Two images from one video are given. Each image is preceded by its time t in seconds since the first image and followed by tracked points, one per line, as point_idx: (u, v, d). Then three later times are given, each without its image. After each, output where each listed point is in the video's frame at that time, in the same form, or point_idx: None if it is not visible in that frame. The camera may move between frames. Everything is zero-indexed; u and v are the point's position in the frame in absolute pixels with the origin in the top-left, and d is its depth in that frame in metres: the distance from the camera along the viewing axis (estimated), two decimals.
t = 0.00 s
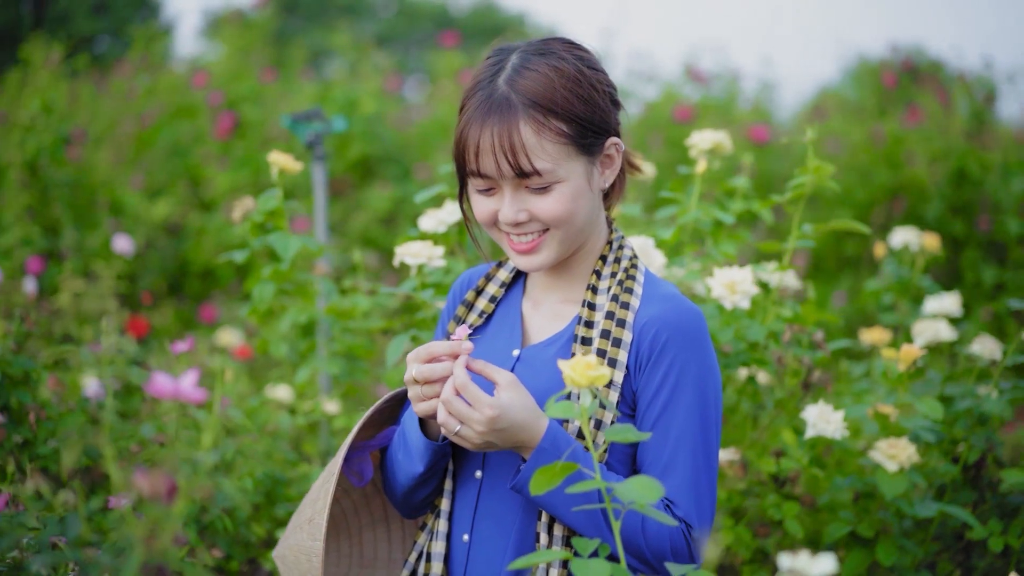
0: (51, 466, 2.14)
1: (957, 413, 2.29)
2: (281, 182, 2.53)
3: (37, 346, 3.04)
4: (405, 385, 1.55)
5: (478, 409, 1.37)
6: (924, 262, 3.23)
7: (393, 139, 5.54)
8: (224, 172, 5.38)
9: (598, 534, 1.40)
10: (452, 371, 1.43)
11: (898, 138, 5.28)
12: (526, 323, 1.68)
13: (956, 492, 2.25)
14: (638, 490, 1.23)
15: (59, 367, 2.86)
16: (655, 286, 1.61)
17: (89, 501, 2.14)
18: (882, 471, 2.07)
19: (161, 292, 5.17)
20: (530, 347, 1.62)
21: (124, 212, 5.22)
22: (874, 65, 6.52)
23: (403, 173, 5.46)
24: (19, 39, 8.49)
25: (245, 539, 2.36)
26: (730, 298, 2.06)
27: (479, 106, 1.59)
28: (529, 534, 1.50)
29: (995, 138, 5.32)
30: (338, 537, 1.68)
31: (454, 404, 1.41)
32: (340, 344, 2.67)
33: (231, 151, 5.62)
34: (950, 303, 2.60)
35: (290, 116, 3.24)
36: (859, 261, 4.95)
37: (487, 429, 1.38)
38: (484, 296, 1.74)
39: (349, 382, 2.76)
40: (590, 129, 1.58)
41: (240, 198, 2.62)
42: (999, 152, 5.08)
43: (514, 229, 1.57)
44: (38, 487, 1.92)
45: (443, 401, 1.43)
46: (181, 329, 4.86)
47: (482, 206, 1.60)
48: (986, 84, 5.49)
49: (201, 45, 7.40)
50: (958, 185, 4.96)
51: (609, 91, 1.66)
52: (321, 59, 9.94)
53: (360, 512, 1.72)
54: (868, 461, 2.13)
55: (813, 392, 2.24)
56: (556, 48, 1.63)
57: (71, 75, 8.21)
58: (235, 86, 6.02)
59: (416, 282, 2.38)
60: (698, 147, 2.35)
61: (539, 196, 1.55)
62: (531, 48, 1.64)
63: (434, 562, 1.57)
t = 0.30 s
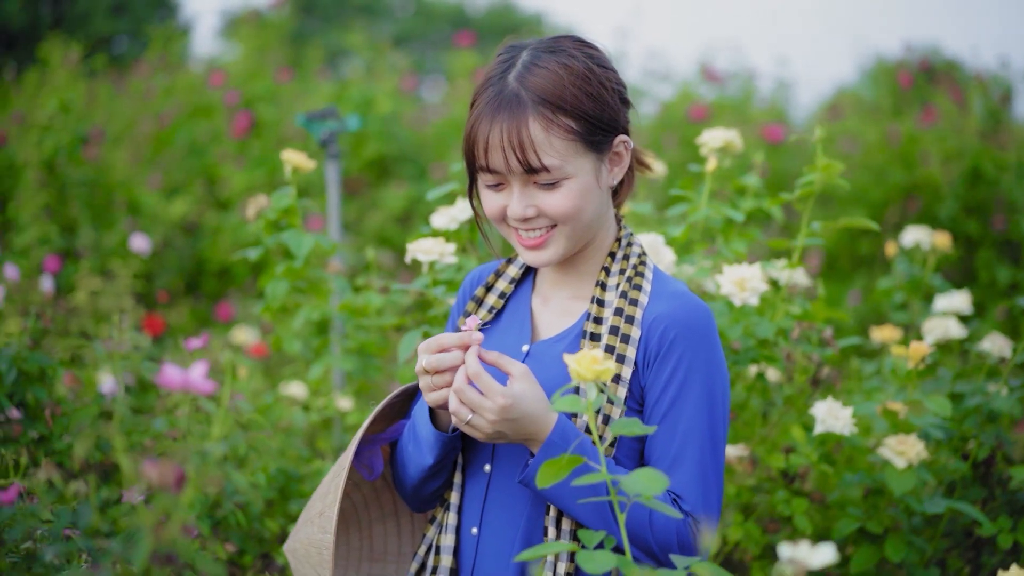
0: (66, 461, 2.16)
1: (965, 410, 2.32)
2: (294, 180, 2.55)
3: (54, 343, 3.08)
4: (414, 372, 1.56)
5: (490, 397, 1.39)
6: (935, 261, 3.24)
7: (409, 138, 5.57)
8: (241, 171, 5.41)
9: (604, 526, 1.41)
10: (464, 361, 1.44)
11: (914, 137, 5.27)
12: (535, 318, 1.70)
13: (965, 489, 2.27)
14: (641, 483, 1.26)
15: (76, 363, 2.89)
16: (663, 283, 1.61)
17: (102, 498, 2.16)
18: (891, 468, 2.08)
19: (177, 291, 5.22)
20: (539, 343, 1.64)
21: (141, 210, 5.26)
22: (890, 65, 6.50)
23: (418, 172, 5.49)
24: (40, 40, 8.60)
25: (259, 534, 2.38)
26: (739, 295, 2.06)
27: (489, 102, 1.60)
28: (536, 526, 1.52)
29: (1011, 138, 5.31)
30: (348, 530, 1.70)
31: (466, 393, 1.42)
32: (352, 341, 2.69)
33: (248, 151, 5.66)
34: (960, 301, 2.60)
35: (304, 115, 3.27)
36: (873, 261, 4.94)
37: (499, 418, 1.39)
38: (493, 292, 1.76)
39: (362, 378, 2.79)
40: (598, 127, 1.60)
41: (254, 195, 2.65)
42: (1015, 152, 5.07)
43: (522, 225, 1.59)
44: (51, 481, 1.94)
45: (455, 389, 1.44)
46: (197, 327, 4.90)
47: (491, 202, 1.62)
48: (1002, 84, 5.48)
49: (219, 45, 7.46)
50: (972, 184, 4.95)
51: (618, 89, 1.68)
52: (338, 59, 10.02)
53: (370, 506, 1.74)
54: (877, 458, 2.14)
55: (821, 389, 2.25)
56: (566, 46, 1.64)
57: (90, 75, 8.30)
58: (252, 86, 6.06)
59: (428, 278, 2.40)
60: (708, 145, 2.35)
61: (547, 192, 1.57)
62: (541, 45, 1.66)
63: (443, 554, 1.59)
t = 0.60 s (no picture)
0: (76, 455, 2.18)
1: (969, 406, 2.34)
2: (303, 177, 2.58)
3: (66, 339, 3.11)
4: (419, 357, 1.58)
5: (497, 387, 1.40)
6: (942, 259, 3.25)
7: (418, 138, 5.60)
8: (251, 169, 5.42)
9: (608, 517, 1.42)
10: (470, 350, 1.46)
11: (922, 136, 5.28)
12: (540, 313, 1.71)
13: (969, 484, 2.30)
14: (643, 474, 1.27)
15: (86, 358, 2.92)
16: (668, 278, 1.61)
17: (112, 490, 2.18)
18: (894, 463, 2.10)
19: (187, 289, 5.25)
20: (545, 337, 1.65)
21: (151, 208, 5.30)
22: (899, 65, 6.51)
23: (427, 171, 5.51)
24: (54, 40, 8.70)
25: (267, 529, 2.41)
26: (744, 291, 2.07)
27: (496, 97, 1.63)
28: (541, 517, 1.54)
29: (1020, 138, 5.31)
30: (354, 521, 1.73)
31: (473, 382, 1.44)
32: (361, 337, 2.70)
33: (257, 149, 5.69)
34: (965, 298, 2.62)
35: (313, 112, 3.29)
36: (881, 260, 4.95)
37: (505, 407, 1.41)
38: (499, 286, 1.77)
39: (370, 374, 2.82)
40: (603, 122, 1.62)
41: (263, 192, 2.67)
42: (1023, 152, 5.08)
43: (527, 219, 1.61)
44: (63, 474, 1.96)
45: (462, 377, 1.46)
46: (206, 324, 4.94)
47: (497, 196, 1.64)
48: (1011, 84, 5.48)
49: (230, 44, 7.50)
50: (980, 184, 4.95)
51: (624, 85, 1.70)
52: (349, 59, 10.08)
53: (376, 498, 1.76)
54: (881, 453, 2.16)
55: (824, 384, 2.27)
56: (572, 42, 1.66)
57: (102, 75, 8.37)
58: (261, 85, 6.09)
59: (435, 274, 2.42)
60: (713, 142, 2.36)
61: (552, 186, 1.58)
62: (548, 42, 1.68)
63: (449, 546, 1.61)
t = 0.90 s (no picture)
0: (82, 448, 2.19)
1: (965, 401, 2.36)
2: (306, 174, 2.60)
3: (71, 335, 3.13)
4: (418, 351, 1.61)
5: (499, 376, 1.43)
6: (940, 256, 3.27)
7: (421, 137, 5.63)
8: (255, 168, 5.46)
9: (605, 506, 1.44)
10: (472, 341, 1.48)
11: (922, 135, 5.31)
12: (540, 306, 1.72)
13: (965, 479, 2.32)
14: (639, 463, 1.29)
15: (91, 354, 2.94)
16: (666, 272, 1.62)
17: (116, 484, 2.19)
18: (889, 457, 2.13)
19: (192, 287, 5.28)
20: (544, 331, 1.67)
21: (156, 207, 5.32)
22: (900, 65, 6.53)
23: (430, 170, 5.54)
24: (60, 39, 8.77)
25: (270, 522, 2.43)
26: (741, 286, 2.11)
27: (497, 94, 1.65)
28: (539, 507, 1.57)
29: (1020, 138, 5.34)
30: (356, 513, 1.75)
31: (475, 370, 1.46)
32: (363, 333, 2.72)
33: (261, 148, 5.72)
34: (962, 295, 2.64)
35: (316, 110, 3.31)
36: (882, 259, 4.98)
37: (507, 396, 1.43)
38: (500, 280, 1.78)
39: (372, 369, 2.84)
40: (603, 118, 1.64)
41: (266, 189, 2.69)
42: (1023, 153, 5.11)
43: (527, 213, 1.63)
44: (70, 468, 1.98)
45: (464, 367, 1.49)
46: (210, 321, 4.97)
47: (497, 190, 1.66)
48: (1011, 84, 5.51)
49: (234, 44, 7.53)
50: (980, 184, 4.98)
51: (623, 83, 1.72)
52: (353, 58, 10.14)
53: (377, 490, 1.79)
54: (877, 447, 2.19)
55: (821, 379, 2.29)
56: (572, 40, 1.69)
57: (107, 75, 8.42)
58: (264, 84, 6.12)
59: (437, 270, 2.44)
60: (711, 140, 2.38)
61: (552, 181, 1.61)
62: (548, 39, 1.70)
63: (448, 536, 1.64)
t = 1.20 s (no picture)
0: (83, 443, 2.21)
1: (958, 397, 2.38)
2: (305, 171, 2.62)
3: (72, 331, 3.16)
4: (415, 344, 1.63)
5: (495, 369, 1.45)
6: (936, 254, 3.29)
7: (422, 136, 5.66)
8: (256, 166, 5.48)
9: (598, 496, 1.45)
10: (468, 334, 1.50)
11: (921, 135, 5.33)
12: (535, 301, 1.74)
13: (959, 474, 2.35)
14: (629, 453, 1.31)
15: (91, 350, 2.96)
16: (660, 267, 1.63)
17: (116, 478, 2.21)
18: (882, 451, 2.15)
19: (193, 284, 5.31)
20: (539, 325, 1.69)
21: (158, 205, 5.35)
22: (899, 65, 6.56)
23: (431, 169, 5.57)
24: (63, 40, 8.81)
25: (269, 516, 2.45)
26: (735, 282, 2.12)
27: (493, 90, 1.67)
28: (534, 498, 1.59)
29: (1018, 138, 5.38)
30: (353, 505, 1.77)
31: (472, 363, 1.48)
32: (362, 329, 2.74)
33: (262, 146, 5.74)
34: (956, 292, 2.66)
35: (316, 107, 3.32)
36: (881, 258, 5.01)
37: (502, 389, 1.45)
38: (495, 275, 1.80)
39: (371, 364, 2.87)
40: (598, 114, 1.66)
41: (266, 186, 2.71)
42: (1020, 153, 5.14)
43: (523, 208, 1.65)
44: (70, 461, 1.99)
45: (461, 360, 1.50)
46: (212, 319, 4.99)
47: (494, 185, 1.68)
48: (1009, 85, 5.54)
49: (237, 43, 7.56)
50: (979, 183, 5.00)
51: (617, 80, 1.74)
52: (354, 58, 10.18)
53: (374, 483, 1.81)
54: (870, 442, 2.21)
55: (814, 374, 2.30)
56: (568, 38, 1.71)
57: (109, 74, 8.44)
58: (266, 83, 6.15)
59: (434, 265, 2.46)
60: (706, 137, 2.39)
61: (547, 177, 1.63)
62: (544, 37, 1.72)
63: (444, 527, 1.65)
